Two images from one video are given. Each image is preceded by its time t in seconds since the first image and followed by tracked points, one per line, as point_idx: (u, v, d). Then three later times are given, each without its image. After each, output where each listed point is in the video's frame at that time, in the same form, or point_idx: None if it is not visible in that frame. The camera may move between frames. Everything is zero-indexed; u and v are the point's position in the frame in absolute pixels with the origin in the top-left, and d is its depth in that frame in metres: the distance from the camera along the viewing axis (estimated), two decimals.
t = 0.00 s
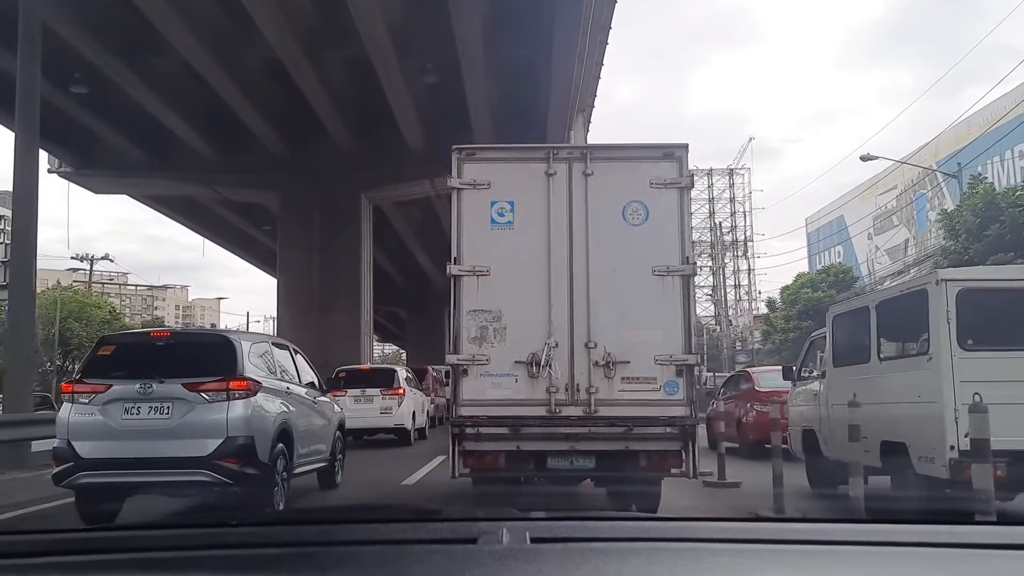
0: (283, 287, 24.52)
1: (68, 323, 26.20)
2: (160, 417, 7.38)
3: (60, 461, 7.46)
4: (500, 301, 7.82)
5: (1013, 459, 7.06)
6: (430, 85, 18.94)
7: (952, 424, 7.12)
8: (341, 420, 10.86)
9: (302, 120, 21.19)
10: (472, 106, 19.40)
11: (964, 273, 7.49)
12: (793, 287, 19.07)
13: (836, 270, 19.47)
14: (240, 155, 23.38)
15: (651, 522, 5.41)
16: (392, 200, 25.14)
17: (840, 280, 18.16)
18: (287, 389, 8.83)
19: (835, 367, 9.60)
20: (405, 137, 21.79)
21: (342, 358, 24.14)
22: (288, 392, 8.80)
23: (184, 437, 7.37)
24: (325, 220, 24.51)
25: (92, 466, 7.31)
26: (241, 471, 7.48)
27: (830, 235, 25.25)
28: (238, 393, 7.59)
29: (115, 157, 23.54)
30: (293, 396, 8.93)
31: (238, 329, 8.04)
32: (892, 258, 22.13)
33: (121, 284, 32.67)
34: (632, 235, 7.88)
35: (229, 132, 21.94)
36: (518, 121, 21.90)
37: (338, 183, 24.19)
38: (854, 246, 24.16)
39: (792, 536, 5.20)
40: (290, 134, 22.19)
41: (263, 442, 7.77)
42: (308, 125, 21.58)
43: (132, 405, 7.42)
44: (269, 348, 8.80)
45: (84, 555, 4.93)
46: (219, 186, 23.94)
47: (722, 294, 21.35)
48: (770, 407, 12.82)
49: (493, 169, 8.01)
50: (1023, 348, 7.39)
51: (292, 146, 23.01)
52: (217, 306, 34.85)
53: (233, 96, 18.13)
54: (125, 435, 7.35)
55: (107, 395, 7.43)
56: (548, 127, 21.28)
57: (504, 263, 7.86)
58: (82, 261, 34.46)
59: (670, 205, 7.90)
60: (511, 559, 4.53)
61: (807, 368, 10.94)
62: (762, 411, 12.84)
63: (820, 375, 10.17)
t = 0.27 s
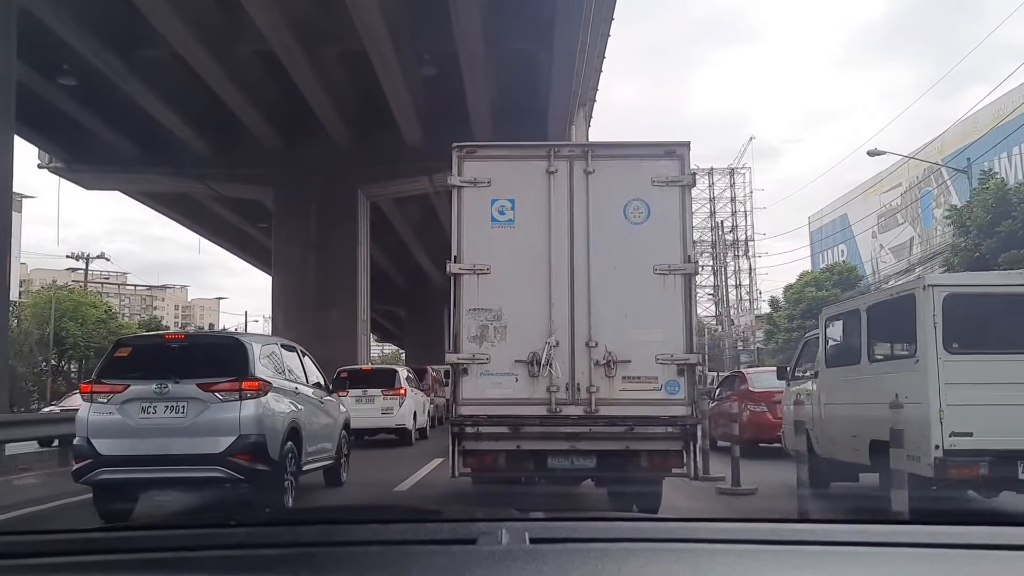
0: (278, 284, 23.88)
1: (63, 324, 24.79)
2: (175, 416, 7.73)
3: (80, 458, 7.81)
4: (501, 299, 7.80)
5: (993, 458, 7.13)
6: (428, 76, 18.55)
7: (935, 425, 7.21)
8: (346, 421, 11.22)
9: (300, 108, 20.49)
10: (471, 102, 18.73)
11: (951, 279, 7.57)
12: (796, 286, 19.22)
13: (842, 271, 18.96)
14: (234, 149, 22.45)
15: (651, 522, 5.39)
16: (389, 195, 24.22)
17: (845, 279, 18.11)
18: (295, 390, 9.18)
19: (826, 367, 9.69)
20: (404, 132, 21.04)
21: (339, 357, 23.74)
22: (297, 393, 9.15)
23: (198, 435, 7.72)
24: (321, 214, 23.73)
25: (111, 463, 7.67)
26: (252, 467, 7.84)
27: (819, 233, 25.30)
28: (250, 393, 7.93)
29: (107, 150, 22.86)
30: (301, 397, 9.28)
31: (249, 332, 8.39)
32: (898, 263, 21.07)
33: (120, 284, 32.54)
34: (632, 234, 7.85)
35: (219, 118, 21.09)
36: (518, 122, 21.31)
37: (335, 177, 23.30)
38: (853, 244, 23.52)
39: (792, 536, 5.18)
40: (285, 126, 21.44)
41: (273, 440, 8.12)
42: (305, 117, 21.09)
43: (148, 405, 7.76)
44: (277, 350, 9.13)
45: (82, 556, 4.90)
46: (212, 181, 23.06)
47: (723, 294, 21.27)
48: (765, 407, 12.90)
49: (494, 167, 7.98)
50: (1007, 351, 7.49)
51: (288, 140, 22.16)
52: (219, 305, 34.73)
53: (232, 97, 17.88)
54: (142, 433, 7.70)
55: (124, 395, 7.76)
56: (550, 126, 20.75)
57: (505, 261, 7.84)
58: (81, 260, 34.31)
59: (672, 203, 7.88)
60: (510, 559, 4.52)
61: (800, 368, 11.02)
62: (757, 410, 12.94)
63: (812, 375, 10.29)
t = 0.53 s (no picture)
0: (273, 283, 23.05)
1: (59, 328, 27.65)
2: (189, 415, 7.95)
3: (96, 455, 8.01)
4: (502, 299, 7.80)
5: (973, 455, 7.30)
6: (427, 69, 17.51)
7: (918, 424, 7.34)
8: (352, 421, 11.38)
9: (294, 101, 19.19)
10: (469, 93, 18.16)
11: (932, 282, 7.77)
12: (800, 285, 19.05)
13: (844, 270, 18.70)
14: (228, 144, 21.59)
15: (651, 522, 5.39)
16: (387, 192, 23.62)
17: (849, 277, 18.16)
18: (304, 390, 9.42)
19: (817, 368, 9.83)
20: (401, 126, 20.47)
21: (336, 357, 23.06)
22: (305, 393, 9.39)
23: (211, 433, 7.93)
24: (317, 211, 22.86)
25: (126, 460, 7.88)
26: (262, 464, 8.04)
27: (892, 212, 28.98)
28: (261, 393, 8.17)
29: (97, 146, 21.98)
30: (310, 396, 9.53)
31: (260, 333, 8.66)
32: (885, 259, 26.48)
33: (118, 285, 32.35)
34: (632, 234, 7.85)
35: (209, 115, 19.95)
36: (518, 117, 20.67)
37: (331, 173, 22.42)
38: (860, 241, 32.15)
39: (791, 536, 5.17)
40: (279, 120, 20.34)
41: (282, 438, 8.33)
42: (299, 112, 19.99)
43: (163, 404, 7.97)
44: (285, 351, 9.36)
45: (81, 557, 4.89)
46: (207, 178, 22.20)
47: (723, 293, 21.28)
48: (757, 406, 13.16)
49: (494, 167, 7.98)
50: (987, 352, 7.67)
51: (281, 134, 21.13)
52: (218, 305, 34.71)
53: (230, 95, 17.73)
54: (156, 431, 7.92)
55: (139, 395, 7.98)
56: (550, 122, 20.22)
57: (506, 262, 7.84)
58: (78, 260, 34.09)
59: (672, 203, 7.88)
60: (508, 559, 4.52)
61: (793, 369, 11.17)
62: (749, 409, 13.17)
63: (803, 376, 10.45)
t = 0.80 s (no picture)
0: (268, 279, 22.60)
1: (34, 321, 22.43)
2: (198, 415, 8.08)
3: (108, 454, 8.13)
4: (503, 300, 7.84)
5: (955, 454, 7.55)
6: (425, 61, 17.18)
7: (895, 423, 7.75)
8: (355, 421, 11.52)
9: (289, 97, 19.27)
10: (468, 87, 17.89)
11: (917, 289, 8.06)
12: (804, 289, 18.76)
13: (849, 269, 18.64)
14: (220, 142, 21.52)
15: (650, 522, 5.42)
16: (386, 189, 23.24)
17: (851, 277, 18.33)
18: (310, 390, 9.56)
19: (808, 371, 10.09)
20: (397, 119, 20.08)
21: (334, 355, 22.56)
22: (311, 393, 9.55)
23: (220, 433, 8.09)
24: (314, 207, 22.55)
25: (137, 459, 8.00)
26: (269, 462, 8.21)
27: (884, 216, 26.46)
28: (268, 394, 8.35)
29: (89, 143, 21.60)
30: (315, 396, 9.68)
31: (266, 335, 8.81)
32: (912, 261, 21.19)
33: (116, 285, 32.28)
34: (632, 235, 7.89)
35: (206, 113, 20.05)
36: (520, 110, 20.33)
37: (327, 169, 22.15)
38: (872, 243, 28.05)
39: (790, 535, 5.20)
40: (275, 117, 20.50)
41: (289, 437, 8.47)
42: (296, 109, 20.07)
43: (174, 404, 8.11)
44: (291, 351, 9.49)
45: (83, 557, 4.92)
46: (201, 175, 21.99)
47: (723, 293, 21.30)
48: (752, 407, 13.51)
49: (494, 169, 8.02)
50: (972, 357, 7.92)
51: (278, 129, 21.19)
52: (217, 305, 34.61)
53: (226, 92, 17.77)
54: (167, 431, 8.05)
55: (150, 395, 8.12)
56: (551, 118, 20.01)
57: (506, 263, 7.87)
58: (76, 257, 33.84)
59: (671, 205, 7.91)
60: (508, 559, 4.55)
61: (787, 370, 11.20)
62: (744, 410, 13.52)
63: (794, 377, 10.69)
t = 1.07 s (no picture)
0: (261, 277, 22.39)
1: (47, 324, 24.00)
2: (204, 415, 8.10)
3: (116, 453, 8.14)
4: (503, 301, 7.85)
5: (936, 451, 7.91)
6: (422, 51, 16.83)
7: (897, 421, 7.78)
8: (357, 421, 11.52)
9: (285, 92, 18.93)
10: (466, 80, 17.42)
11: (901, 293, 8.31)
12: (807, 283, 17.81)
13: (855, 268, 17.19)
14: (212, 135, 20.94)
15: (649, 523, 5.44)
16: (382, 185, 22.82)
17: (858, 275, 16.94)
18: (313, 391, 9.57)
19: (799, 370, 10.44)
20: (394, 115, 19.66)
21: (329, 354, 22.21)
22: (315, 394, 9.56)
23: (225, 433, 8.10)
24: (308, 204, 22.24)
25: (145, 458, 8.03)
26: (273, 463, 8.22)
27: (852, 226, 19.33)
28: (272, 395, 8.34)
29: (82, 136, 21.42)
30: (319, 397, 9.69)
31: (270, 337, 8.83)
32: (912, 257, 17.73)
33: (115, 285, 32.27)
34: (632, 235, 7.90)
35: (201, 105, 19.71)
36: (520, 103, 19.88)
37: (321, 164, 21.76)
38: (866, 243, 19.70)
39: (789, 536, 5.22)
40: (270, 113, 20.11)
41: (292, 437, 8.49)
42: (291, 104, 19.75)
43: (180, 404, 8.12)
44: (294, 353, 9.51)
45: (84, 556, 4.94)
46: (190, 169, 21.67)
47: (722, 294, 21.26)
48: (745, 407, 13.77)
49: (495, 170, 8.03)
50: (955, 357, 8.20)
51: (273, 125, 20.82)
52: (215, 305, 34.46)
53: (223, 90, 17.73)
54: (173, 431, 8.07)
55: (157, 395, 8.13)
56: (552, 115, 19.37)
57: (508, 263, 7.89)
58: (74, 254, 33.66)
59: (672, 206, 7.93)
60: (508, 559, 4.57)
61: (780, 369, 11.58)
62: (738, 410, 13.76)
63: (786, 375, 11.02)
